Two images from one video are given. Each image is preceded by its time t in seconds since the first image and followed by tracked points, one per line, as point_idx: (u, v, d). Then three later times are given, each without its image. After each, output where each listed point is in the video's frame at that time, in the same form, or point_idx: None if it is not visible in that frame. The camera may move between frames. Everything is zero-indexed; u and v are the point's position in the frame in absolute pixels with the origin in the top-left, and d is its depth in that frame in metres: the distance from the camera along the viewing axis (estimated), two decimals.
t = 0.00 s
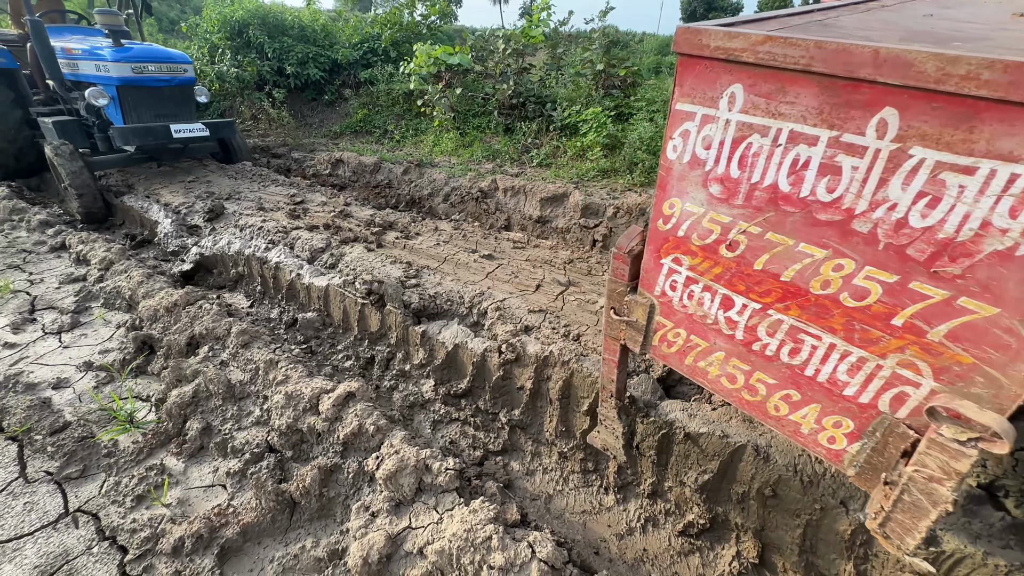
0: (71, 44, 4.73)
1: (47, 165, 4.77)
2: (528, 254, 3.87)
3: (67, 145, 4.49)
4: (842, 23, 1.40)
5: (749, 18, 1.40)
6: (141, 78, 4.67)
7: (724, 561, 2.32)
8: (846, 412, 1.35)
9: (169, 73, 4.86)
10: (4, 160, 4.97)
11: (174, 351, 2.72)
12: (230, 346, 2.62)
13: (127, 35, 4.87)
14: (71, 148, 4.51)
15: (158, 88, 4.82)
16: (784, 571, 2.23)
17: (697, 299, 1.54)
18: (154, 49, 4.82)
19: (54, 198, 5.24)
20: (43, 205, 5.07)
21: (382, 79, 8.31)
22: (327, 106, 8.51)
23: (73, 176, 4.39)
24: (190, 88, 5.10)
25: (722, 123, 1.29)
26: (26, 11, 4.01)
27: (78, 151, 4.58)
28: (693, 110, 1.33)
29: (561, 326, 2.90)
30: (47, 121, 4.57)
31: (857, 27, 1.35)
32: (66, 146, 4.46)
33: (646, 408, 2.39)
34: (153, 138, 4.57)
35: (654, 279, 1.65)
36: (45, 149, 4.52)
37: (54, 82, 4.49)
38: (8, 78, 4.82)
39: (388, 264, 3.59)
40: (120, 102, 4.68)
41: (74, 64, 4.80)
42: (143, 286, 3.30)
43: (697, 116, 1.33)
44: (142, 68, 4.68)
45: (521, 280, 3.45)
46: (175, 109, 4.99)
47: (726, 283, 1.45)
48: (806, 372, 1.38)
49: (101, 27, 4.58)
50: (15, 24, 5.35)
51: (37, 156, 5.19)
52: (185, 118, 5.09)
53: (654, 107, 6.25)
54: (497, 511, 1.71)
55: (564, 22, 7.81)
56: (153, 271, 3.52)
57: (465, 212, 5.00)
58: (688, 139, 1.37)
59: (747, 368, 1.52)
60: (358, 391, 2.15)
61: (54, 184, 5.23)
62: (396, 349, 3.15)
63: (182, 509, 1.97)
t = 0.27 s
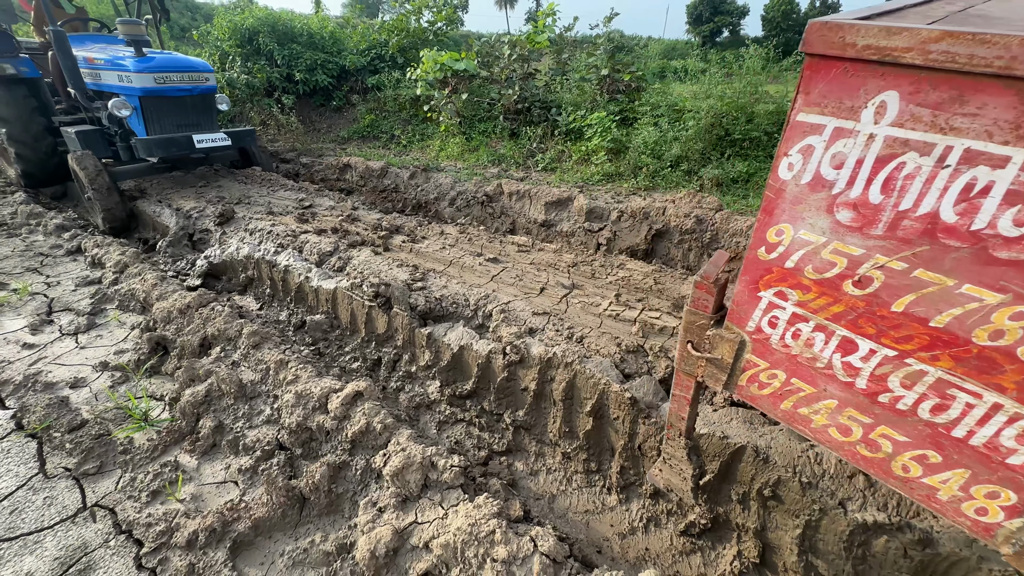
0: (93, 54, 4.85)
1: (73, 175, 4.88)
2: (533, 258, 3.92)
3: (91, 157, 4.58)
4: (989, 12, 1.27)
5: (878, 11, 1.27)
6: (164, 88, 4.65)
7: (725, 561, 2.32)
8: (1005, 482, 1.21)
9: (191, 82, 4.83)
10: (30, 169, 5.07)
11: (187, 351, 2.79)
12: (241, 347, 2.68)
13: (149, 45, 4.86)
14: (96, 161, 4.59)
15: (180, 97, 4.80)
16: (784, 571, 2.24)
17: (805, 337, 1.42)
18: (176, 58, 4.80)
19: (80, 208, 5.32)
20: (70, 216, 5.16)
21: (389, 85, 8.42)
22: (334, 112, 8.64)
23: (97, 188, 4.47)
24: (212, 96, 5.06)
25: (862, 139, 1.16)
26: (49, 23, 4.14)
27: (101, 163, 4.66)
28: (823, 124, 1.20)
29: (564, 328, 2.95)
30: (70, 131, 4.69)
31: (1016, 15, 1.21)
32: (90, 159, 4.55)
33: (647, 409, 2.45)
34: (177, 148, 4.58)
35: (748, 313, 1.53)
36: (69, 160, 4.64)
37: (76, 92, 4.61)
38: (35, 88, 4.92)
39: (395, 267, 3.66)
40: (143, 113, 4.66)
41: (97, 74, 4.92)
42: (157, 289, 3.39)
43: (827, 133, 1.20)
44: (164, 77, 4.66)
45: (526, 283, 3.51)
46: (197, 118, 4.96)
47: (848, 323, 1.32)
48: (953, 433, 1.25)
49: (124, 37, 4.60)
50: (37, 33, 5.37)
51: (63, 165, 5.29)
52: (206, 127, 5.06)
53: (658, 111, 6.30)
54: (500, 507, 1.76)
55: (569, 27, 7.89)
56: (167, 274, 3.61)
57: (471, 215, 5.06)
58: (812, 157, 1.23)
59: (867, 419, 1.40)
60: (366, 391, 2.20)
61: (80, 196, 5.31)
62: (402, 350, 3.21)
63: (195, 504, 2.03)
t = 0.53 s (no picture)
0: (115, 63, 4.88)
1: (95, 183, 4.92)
2: (537, 262, 3.96)
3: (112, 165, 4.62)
4: None
5: None
6: (186, 95, 4.67)
7: (726, 564, 2.30)
8: None
9: (212, 90, 4.87)
10: (53, 177, 5.17)
11: (198, 353, 2.86)
12: (251, 349, 2.74)
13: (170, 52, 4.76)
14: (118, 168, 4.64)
15: (202, 104, 4.83)
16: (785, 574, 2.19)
17: (952, 399, 1.29)
18: (198, 66, 4.83)
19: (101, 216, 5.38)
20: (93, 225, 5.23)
21: (396, 91, 8.52)
22: (342, 117, 8.77)
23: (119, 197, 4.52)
24: (233, 104, 5.10)
25: None
26: (73, 30, 4.11)
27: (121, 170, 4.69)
28: (1014, 151, 1.03)
29: (567, 332, 2.99)
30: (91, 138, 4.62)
31: None
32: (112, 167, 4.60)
33: (648, 413, 2.45)
34: (198, 156, 4.64)
35: (875, 365, 1.40)
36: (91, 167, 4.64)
37: (98, 99, 4.59)
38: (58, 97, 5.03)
39: (401, 271, 3.72)
40: (165, 121, 4.68)
41: (119, 82, 4.95)
42: (169, 292, 3.46)
43: (1017, 163, 1.03)
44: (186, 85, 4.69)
45: (529, 287, 3.55)
46: (218, 126, 5.00)
47: (1017, 390, 1.17)
48: None
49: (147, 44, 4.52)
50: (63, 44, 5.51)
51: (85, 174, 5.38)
52: (226, 135, 5.10)
53: (663, 117, 6.34)
54: (502, 507, 1.79)
55: (574, 33, 7.95)
56: (178, 278, 3.69)
57: (476, 220, 5.11)
58: (992, 190, 1.07)
59: None
60: (372, 393, 2.24)
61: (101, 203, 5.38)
62: (407, 353, 3.26)
63: (205, 503, 2.08)
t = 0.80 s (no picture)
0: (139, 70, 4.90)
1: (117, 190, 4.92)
2: (542, 267, 3.99)
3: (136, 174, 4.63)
4: None
5: None
6: (210, 103, 4.71)
7: (730, 569, 2.30)
8: None
9: (236, 98, 4.90)
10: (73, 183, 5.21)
11: (210, 355, 2.92)
12: (261, 352, 2.79)
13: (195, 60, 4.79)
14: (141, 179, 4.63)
15: (226, 112, 4.87)
16: None
17: None
18: (222, 74, 4.87)
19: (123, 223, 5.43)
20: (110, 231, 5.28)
21: (404, 96, 8.61)
22: (350, 123, 8.88)
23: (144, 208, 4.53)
24: (256, 111, 5.13)
25: None
26: (100, 38, 4.27)
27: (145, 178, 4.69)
28: None
29: (572, 337, 3.03)
30: (116, 146, 4.65)
31: None
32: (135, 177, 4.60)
33: (652, 417, 2.46)
34: (221, 165, 4.73)
35: None
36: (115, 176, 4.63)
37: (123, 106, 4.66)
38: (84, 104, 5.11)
39: (409, 276, 3.77)
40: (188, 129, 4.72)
41: (142, 89, 4.97)
42: (182, 295, 3.53)
43: None
44: (210, 93, 4.72)
45: (535, 292, 3.59)
46: (241, 134, 5.05)
47: None
48: None
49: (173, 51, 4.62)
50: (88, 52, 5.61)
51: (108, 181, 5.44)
52: (248, 143, 5.16)
53: (669, 122, 6.36)
54: (507, 508, 1.82)
55: (581, 38, 8.01)
56: (190, 282, 3.76)
57: (482, 225, 5.16)
58: None
59: None
60: (380, 395, 2.28)
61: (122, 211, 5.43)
62: (414, 357, 3.31)
63: (216, 502, 2.13)
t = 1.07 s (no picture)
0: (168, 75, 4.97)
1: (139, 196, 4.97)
2: (549, 270, 4.04)
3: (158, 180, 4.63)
4: None
5: None
6: (236, 108, 4.75)
7: (734, 570, 2.29)
8: None
9: (263, 103, 4.95)
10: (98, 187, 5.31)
11: (223, 354, 2.98)
12: (273, 352, 2.85)
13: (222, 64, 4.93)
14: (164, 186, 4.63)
15: (252, 117, 4.91)
16: None
17: None
18: (250, 78, 4.92)
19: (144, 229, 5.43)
20: (126, 233, 5.39)
21: (413, 100, 8.71)
22: (359, 127, 8.99)
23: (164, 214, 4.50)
24: (281, 117, 5.19)
25: None
26: (129, 42, 4.38)
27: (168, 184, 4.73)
28: None
29: (579, 339, 3.06)
30: (141, 151, 4.74)
31: None
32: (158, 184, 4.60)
33: (658, 419, 2.47)
34: (246, 170, 4.74)
35: None
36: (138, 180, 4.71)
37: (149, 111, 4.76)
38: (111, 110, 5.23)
39: (417, 278, 3.82)
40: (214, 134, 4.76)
41: (170, 94, 5.04)
42: (196, 295, 3.60)
43: None
44: (237, 97, 4.76)
45: (542, 295, 3.63)
46: (265, 139, 5.08)
47: None
48: None
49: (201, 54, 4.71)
50: (115, 59, 5.72)
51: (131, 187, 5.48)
52: (273, 148, 5.20)
53: (676, 126, 6.38)
54: (515, 506, 1.86)
55: (588, 43, 8.07)
56: (204, 282, 3.84)
57: (490, 228, 5.21)
58: None
59: None
60: (390, 395, 2.32)
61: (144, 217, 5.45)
62: (422, 358, 3.36)
63: (231, 497, 2.18)
